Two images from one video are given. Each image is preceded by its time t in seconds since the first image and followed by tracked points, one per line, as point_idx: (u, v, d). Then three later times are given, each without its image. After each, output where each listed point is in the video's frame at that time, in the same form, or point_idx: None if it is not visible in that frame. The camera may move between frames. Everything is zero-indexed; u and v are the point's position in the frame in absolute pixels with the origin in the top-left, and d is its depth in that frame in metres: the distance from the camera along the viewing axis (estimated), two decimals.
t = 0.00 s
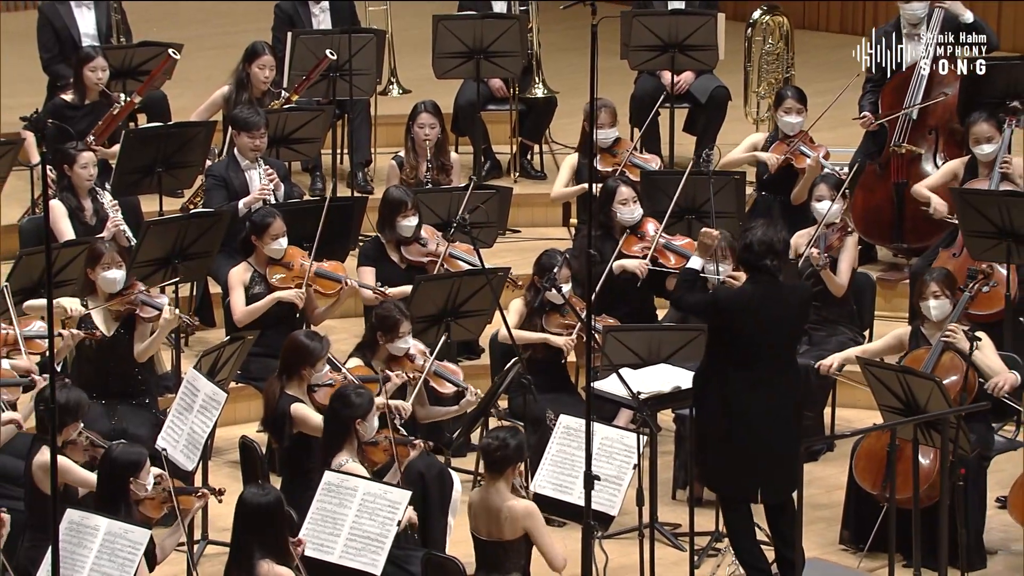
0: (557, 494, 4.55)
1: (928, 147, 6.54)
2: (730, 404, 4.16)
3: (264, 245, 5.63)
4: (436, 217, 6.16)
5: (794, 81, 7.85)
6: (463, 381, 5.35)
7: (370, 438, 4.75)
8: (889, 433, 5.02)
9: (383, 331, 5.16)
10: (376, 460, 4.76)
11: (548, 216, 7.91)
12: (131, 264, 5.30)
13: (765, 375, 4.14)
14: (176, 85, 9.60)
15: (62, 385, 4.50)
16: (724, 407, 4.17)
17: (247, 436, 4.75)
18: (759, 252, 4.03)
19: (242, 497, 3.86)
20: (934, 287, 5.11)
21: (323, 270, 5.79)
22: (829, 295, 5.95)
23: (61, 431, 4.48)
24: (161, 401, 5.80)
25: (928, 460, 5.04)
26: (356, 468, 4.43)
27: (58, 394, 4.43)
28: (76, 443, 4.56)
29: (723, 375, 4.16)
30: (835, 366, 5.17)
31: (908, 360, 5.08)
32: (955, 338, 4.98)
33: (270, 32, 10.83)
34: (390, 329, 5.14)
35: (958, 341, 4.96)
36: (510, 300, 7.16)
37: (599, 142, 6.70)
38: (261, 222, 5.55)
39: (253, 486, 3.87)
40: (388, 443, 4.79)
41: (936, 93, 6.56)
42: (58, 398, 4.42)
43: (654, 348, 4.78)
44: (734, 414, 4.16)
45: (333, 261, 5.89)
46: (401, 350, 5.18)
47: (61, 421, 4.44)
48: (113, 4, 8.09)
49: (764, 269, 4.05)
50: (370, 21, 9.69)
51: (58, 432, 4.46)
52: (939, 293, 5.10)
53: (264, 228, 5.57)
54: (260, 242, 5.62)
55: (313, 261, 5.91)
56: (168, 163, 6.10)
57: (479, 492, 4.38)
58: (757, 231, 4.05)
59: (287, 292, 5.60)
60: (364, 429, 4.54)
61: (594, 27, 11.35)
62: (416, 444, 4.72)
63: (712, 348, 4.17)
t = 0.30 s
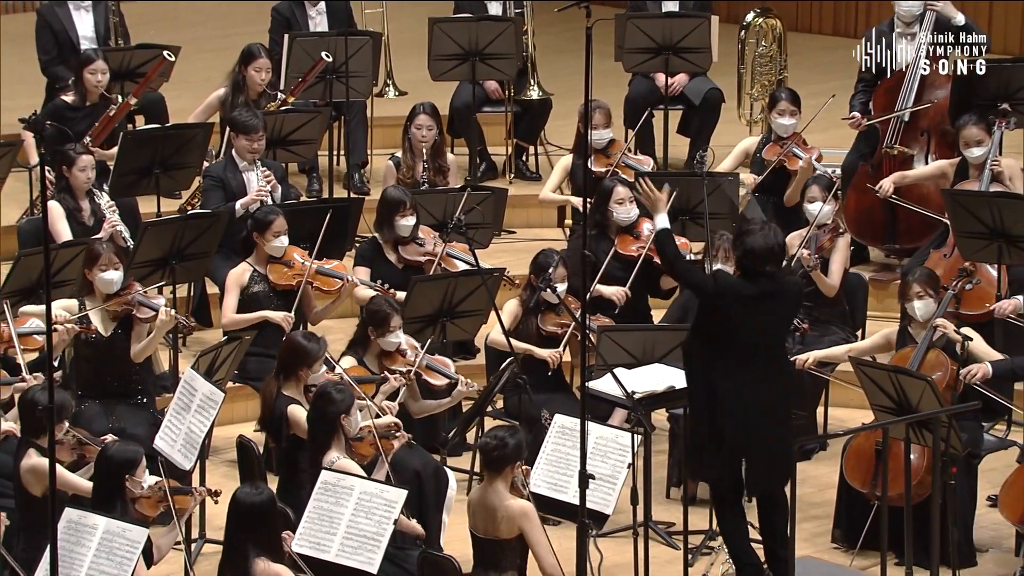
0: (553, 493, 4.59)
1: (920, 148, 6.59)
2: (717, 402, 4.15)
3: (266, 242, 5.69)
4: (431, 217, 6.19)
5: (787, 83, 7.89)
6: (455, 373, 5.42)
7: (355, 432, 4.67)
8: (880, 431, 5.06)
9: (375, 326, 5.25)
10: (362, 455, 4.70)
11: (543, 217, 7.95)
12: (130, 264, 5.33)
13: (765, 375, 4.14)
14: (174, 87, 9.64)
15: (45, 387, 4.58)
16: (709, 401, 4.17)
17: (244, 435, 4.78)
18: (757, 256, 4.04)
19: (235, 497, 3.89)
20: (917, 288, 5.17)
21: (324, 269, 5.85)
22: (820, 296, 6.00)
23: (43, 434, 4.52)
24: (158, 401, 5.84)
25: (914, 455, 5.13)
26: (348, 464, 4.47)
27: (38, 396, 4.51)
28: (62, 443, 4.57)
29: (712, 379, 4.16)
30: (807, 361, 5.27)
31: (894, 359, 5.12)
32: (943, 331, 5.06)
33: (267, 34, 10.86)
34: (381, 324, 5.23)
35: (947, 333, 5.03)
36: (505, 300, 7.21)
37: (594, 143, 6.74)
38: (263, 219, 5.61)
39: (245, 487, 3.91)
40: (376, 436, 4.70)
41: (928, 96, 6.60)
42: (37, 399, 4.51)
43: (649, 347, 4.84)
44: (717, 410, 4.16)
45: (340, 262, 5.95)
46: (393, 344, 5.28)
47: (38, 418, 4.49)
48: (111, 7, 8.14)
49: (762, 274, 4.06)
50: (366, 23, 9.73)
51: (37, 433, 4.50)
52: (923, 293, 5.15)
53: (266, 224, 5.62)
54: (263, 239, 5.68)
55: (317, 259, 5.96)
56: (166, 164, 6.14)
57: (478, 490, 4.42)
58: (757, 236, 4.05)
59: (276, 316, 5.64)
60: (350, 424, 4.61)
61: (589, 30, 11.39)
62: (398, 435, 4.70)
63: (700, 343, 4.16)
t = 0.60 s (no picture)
0: (547, 492, 4.62)
1: (911, 149, 6.63)
2: (710, 399, 4.17)
3: (261, 243, 5.71)
4: (426, 218, 6.23)
5: (779, 84, 7.93)
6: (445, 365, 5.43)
7: (345, 430, 4.72)
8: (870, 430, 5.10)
9: (363, 321, 5.26)
10: (353, 452, 4.75)
11: (536, 218, 7.99)
12: (125, 265, 5.36)
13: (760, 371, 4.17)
14: (170, 88, 9.67)
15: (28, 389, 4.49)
16: (702, 396, 4.18)
17: (239, 435, 4.76)
18: (750, 249, 4.06)
19: (234, 496, 3.92)
20: (905, 289, 5.19)
21: (319, 268, 5.86)
22: (811, 295, 6.06)
23: (29, 437, 4.49)
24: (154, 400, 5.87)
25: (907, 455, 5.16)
26: (341, 460, 4.52)
27: (22, 399, 4.43)
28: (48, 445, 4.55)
29: (707, 378, 4.16)
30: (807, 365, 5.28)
31: (882, 357, 5.17)
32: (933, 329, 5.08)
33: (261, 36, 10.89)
34: (369, 318, 5.25)
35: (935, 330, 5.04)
36: (499, 300, 7.25)
37: (588, 144, 6.78)
38: (258, 220, 5.64)
39: (245, 484, 3.92)
40: (362, 434, 4.77)
41: (918, 99, 6.65)
42: (21, 404, 4.42)
43: (642, 347, 4.87)
44: (713, 409, 4.18)
45: (334, 262, 5.97)
46: (381, 338, 5.28)
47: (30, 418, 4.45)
48: (107, 9, 8.17)
49: (754, 267, 4.08)
50: (360, 25, 9.76)
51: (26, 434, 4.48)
52: (910, 294, 5.18)
53: (262, 224, 5.66)
54: (257, 240, 5.71)
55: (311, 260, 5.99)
56: (162, 165, 6.16)
57: (470, 490, 4.46)
58: (749, 227, 4.07)
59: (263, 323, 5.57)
60: (339, 421, 4.66)
61: (582, 31, 11.43)
62: (385, 430, 4.76)
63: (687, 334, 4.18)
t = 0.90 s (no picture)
0: (539, 490, 4.66)
1: (900, 150, 6.65)
2: (706, 400, 4.16)
3: (254, 243, 5.75)
4: (420, 218, 6.26)
5: (770, 86, 7.98)
6: (435, 361, 5.50)
7: (338, 429, 4.76)
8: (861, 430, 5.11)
9: (353, 319, 5.34)
10: (345, 451, 4.77)
11: (528, 218, 8.03)
12: (120, 265, 5.40)
13: (755, 367, 4.18)
14: (165, 90, 9.70)
15: (15, 391, 4.51)
16: (700, 396, 4.17)
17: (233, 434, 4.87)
18: (739, 250, 4.09)
19: (232, 494, 3.96)
20: (892, 289, 5.24)
21: (312, 269, 5.90)
22: (801, 295, 6.10)
23: (18, 438, 4.52)
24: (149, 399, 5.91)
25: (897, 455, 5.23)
26: (335, 458, 4.55)
27: (9, 402, 4.46)
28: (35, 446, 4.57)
29: (701, 379, 4.17)
30: (802, 374, 5.41)
31: (871, 356, 5.22)
32: (920, 328, 5.15)
33: (254, 38, 10.93)
34: (359, 316, 5.32)
35: (921, 329, 5.12)
36: (492, 300, 7.29)
37: (580, 144, 6.81)
38: (252, 221, 5.67)
39: (243, 482, 3.96)
40: (354, 432, 4.79)
41: (907, 100, 6.69)
42: (8, 406, 4.46)
43: (634, 347, 4.91)
44: (705, 406, 4.17)
45: (329, 262, 6.00)
46: (372, 336, 5.37)
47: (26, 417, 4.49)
48: (102, 10, 8.20)
49: (744, 267, 4.11)
50: (352, 27, 9.79)
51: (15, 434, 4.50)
52: (898, 294, 5.22)
53: (255, 225, 5.69)
54: (250, 240, 5.74)
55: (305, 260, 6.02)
56: (156, 165, 6.20)
57: (462, 489, 4.50)
58: (740, 230, 4.08)
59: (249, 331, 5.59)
60: (331, 420, 4.65)
61: (574, 33, 11.47)
62: (375, 429, 4.80)
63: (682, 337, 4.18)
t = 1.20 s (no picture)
0: (532, 489, 4.67)
1: (891, 151, 6.72)
2: (700, 400, 4.20)
3: (249, 244, 5.79)
4: (413, 219, 6.30)
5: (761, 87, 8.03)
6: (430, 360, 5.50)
7: (332, 428, 4.78)
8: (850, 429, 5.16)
9: (347, 317, 5.32)
10: (339, 451, 4.78)
11: (521, 219, 8.08)
12: (116, 265, 5.43)
13: (752, 371, 4.22)
14: (161, 92, 9.75)
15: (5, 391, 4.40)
16: (696, 397, 4.23)
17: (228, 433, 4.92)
18: (728, 261, 4.11)
19: (232, 493, 4.01)
20: (880, 288, 5.28)
21: (307, 269, 5.92)
22: (792, 295, 6.15)
23: (11, 438, 4.43)
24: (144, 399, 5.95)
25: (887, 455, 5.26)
26: (331, 456, 4.63)
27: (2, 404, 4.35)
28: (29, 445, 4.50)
29: (700, 384, 4.20)
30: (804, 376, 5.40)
31: (859, 356, 5.28)
32: (908, 326, 5.19)
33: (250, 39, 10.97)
34: (353, 314, 5.31)
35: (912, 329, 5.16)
36: (485, 299, 7.33)
37: (573, 145, 6.85)
38: (246, 222, 5.71)
39: (243, 482, 4.02)
40: (347, 432, 4.82)
41: (897, 102, 6.75)
42: None
43: (627, 347, 4.94)
44: (706, 409, 4.21)
45: (324, 262, 6.03)
46: (366, 334, 5.34)
47: (19, 417, 4.38)
48: (98, 12, 8.24)
49: (734, 278, 4.14)
50: (346, 28, 9.84)
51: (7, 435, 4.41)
52: (886, 293, 5.26)
53: (249, 226, 5.73)
54: (245, 241, 5.78)
55: (300, 260, 6.06)
56: (152, 166, 6.23)
57: (454, 487, 4.52)
58: (727, 241, 4.11)
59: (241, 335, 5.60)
60: (326, 420, 4.72)
61: (567, 35, 11.52)
62: (369, 427, 4.85)
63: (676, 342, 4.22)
